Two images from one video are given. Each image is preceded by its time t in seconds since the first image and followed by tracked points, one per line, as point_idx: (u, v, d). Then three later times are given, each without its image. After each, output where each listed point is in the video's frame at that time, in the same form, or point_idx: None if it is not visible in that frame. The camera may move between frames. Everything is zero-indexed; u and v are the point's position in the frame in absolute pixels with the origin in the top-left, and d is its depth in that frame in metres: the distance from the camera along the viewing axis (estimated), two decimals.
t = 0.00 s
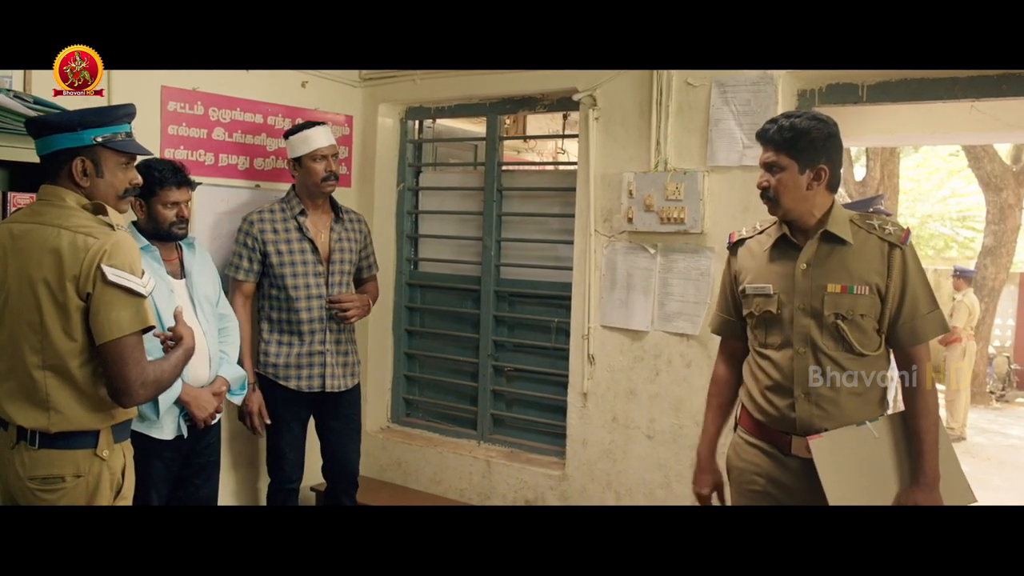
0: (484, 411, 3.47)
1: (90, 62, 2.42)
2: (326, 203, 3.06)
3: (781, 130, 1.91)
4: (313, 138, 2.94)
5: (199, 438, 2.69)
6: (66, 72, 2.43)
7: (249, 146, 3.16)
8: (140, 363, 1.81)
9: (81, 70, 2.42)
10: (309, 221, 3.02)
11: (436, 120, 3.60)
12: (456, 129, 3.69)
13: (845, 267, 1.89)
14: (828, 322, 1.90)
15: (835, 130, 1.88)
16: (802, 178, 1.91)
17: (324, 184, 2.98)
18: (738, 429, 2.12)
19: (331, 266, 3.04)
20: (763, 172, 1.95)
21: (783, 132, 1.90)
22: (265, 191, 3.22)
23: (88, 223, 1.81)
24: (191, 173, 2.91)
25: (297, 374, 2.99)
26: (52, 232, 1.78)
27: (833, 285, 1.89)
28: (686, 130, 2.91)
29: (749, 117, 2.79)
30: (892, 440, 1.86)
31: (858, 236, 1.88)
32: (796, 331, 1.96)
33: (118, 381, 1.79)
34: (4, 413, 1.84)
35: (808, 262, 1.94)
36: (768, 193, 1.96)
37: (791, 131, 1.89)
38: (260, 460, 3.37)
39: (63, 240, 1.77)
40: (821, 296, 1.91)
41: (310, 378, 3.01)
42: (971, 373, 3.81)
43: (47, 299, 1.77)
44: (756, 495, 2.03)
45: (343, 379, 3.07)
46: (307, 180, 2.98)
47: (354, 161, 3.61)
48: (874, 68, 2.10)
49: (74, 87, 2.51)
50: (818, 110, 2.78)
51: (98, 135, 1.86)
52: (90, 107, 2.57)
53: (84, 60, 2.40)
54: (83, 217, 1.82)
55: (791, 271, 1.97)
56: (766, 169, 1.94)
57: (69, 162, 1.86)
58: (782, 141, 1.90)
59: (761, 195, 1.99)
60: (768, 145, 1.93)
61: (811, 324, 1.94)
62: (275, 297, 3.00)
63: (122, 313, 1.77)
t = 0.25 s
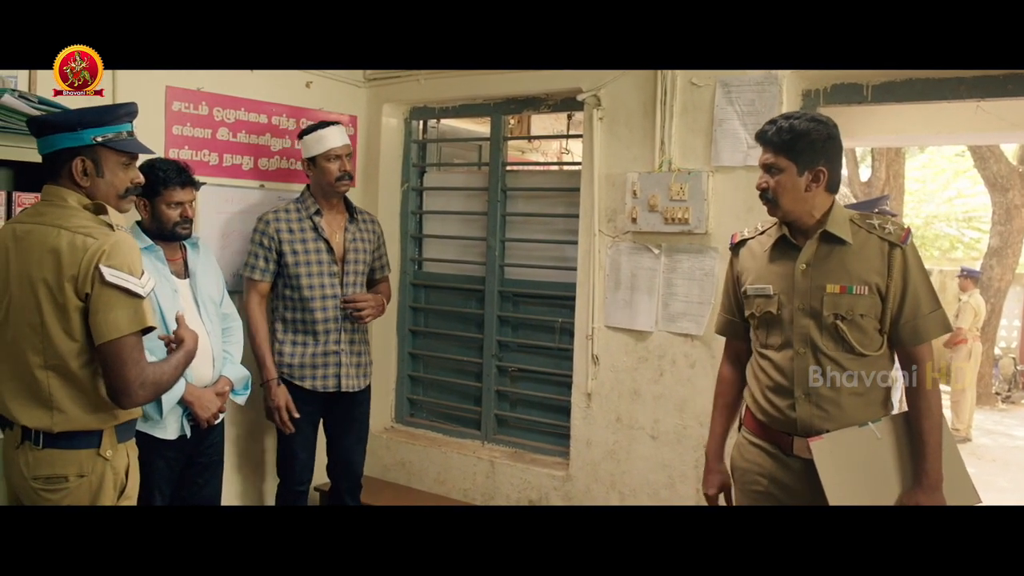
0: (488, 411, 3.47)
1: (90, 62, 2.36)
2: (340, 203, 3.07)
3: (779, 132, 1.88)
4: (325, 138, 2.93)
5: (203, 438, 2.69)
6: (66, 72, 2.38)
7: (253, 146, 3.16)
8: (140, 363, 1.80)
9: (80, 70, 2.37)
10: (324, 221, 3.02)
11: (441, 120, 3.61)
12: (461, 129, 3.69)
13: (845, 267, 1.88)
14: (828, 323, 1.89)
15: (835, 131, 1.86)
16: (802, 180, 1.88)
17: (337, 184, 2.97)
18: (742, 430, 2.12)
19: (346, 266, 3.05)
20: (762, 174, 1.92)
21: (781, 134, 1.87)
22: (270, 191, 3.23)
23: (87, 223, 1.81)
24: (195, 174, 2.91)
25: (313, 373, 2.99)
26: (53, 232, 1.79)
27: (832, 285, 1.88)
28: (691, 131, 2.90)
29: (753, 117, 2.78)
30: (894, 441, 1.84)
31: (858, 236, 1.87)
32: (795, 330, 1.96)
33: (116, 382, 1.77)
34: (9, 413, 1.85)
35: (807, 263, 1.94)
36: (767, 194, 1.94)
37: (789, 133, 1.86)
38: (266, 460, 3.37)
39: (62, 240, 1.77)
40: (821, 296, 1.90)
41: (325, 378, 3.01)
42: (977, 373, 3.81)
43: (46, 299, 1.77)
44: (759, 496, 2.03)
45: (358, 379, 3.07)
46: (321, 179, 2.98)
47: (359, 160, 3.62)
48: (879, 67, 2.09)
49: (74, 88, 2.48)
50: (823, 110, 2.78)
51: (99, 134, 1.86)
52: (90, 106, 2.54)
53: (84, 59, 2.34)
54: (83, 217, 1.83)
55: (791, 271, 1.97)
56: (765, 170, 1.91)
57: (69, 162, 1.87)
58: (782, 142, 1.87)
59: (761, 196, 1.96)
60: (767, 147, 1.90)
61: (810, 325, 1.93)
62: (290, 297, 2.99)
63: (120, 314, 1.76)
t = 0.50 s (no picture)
0: (490, 412, 3.47)
1: (90, 62, 2.31)
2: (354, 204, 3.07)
3: (777, 133, 1.87)
4: (336, 139, 2.93)
5: (204, 437, 2.69)
6: (67, 72, 2.33)
7: (255, 146, 3.16)
8: (136, 364, 1.80)
9: (80, 69, 2.33)
10: (338, 222, 3.03)
11: (443, 121, 3.62)
12: (463, 129, 3.70)
13: (845, 267, 1.87)
14: (828, 323, 1.89)
15: (833, 133, 1.84)
16: (800, 181, 1.87)
17: (351, 184, 2.97)
18: (743, 430, 2.11)
19: (360, 267, 3.06)
20: (761, 175, 1.92)
21: (778, 135, 1.86)
22: (272, 191, 3.23)
23: (88, 223, 1.81)
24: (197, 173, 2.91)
25: (326, 374, 3.00)
26: (54, 232, 1.79)
27: (831, 286, 1.88)
28: (694, 131, 2.90)
29: (756, 118, 2.78)
30: (893, 442, 1.83)
31: (857, 236, 1.86)
32: (795, 330, 1.96)
33: (111, 382, 1.77)
34: (9, 411, 1.86)
35: (808, 263, 1.93)
36: (766, 195, 1.94)
37: (787, 134, 1.85)
38: (268, 460, 3.37)
39: (63, 239, 1.78)
40: (820, 296, 1.90)
41: (339, 378, 3.02)
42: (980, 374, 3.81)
43: (46, 299, 1.78)
44: (758, 496, 2.03)
45: (370, 379, 3.08)
46: (335, 181, 2.98)
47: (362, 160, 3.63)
48: (882, 68, 2.09)
49: (73, 88, 2.45)
50: (825, 111, 2.78)
51: (102, 134, 1.86)
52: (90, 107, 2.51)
53: (83, 59, 2.27)
54: (86, 217, 1.83)
55: (791, 271, 1.97)
56: (764, 171, 1.91)
57: (74, 161, 1.87)
58: (779, 144, 1.86)
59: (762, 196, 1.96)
60: (765, 148, 1.90)
61: (810, 324, 1.93)
62: (304, 297, 2.98)
63: (116, 314, 1.76)
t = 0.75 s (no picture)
0: (493, 411, 3.47)
1: (90, 62, 2.29)
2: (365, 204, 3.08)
3: (779, 133, 1.87)
4: (347, 139, 2.94)
5: (207, 435, 2.70)
6: (66, 71, 2.31)
7: (259, 145, 3.17)
8: (138, 362, 1.80)
9: (80, 70, 2.32)
10: (348, 222, 3.03)
11: (447, 121, 3.63)
12: (467, 128, 3.70)
13: (846, 268, 1.87)
14: (829, 322, 1.88)
15: (835, 134, 1.83)
16: (800, 181, 1.87)
17: (359, 185, 2.97)
18: (746, 429, 2.11)
19: (369, 267, 3.06)
20: (763, 174, 1.92)
21: (779, 136, 1.86)
22: (276, 190, 3.23)
23: (93, 221, 1.82)
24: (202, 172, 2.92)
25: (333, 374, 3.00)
26: (59, 229, 1.79)
27: (833, 286, 1.88)
28: (698, 131, 2.90)
29: (760, 118, 2.78)
30: (896, 444, 1.82)
31: (859, 236, 1.86)
32: (796, 330, 1.96)
33: (112, 379, 1.78)
34: (14, 408, 1.86)
35: (811, 262, 1.93)
36: (768, 194, 1.94)
37: (788, 135, 1.85)
38: (272, 458, 3.38)
39: (67, 236, 1.78)
40: (822, 296, 1.90)
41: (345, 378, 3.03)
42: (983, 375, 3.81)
43: (49, 296, 1.78)
44: (759, 495, 2.03)
45: (373, 379, 3.09)
46: (346, 181, 2.98)
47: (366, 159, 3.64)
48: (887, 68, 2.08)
49: (73, 87, 2.42)
50: (829, 111, 2.78)
51: (108, 132, 1.87)
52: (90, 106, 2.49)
53: (83, 59, 2.24)
54: (91, 215, 1.83)
55: (794, 271, 1.97)
56: (766, 171, 1.91)
57: (79, 159, 1.87)
58: (780, 144, 1.86)
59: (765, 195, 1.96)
60: (768, 148, 1.90)
61: (811, 324, 1.93)
62: (312, 296, 2.99)
63: (118, 312, 1.77)
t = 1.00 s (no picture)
0: (494, 411, 3.47)
1: (90, 62, 2.27)
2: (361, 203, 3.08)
3: (779, 133, 1.87)
4: (343, 142, 2.91)
5: (209, 434, 2.70)
6: (67, 72, 2.29)
7: (260, 144, 3.17)
8: (142, 361, 1.81)
9: (81, 70, 2.31)
10: (346, 221, 3.03)
11: (449, 120, 3.63)
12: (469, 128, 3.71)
13: (847, 268, 1.87)
14: (829, 322, 1.89)
15: (835, 134, 1.83)
16: (800, 181, 1.87)
17: (356, 188, 2.96)
18: (748, 429, 2.11)
19: (366, 266, 3.07)
20: (764, 174, 1.93)
21: (779, 136, 1.86)
22: (278, 189, 3.24)
23: (96, 219, 1.82)
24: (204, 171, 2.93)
25: (332, 373, 3.01)
26: (62, 227, 1.80)
27: (833, 286, 1.88)
28: (699, 131, 2.90)
29: (762, 117, 2.78)
30: (899, 443, 1.82)
31: (861, 236, 1.86)
32: (796, 330, 1.97)
33: (117, 377, 1.78)
34: (17, 406, 1.87)
35: (812, 262, 1.93)
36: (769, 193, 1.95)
37: (788, 135, 1.85)
38: (273, 457, 3.38)
39: (71, 235, 1.78)
40: (823, 296, 1.90)
41: (343, 377, 3.03)
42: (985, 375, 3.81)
43: (53, 295, 1.78)
44: (761, 495, 2.03)
45: (372, 378, 3.09)
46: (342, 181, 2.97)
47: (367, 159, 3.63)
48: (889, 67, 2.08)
49: (74, 87, 2.42)
50: (831, 111, 2.77)
51: (109, 130, 1.87)
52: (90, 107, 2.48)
53: (83, 59, 2.23)
54: (93, 213, 1.83)
55: (796, 271, 1.98)
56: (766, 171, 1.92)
57: (81, 158, 1.87)
58: (779, 144, 1.87)
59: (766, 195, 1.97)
60: (768, 148, 1.90)
61: (811, 324, 1.93)
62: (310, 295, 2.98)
63: (123, 311, 1.77)
